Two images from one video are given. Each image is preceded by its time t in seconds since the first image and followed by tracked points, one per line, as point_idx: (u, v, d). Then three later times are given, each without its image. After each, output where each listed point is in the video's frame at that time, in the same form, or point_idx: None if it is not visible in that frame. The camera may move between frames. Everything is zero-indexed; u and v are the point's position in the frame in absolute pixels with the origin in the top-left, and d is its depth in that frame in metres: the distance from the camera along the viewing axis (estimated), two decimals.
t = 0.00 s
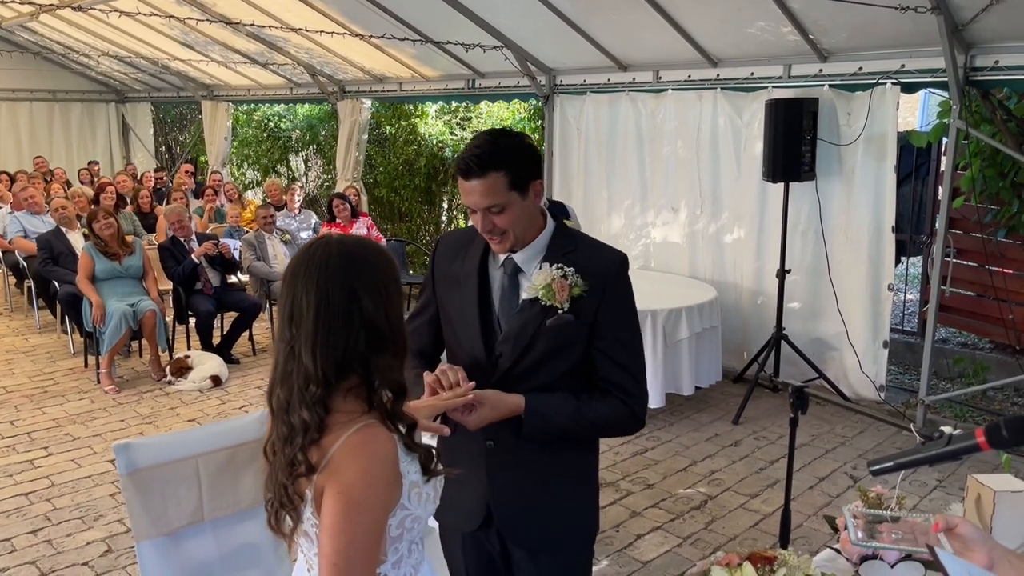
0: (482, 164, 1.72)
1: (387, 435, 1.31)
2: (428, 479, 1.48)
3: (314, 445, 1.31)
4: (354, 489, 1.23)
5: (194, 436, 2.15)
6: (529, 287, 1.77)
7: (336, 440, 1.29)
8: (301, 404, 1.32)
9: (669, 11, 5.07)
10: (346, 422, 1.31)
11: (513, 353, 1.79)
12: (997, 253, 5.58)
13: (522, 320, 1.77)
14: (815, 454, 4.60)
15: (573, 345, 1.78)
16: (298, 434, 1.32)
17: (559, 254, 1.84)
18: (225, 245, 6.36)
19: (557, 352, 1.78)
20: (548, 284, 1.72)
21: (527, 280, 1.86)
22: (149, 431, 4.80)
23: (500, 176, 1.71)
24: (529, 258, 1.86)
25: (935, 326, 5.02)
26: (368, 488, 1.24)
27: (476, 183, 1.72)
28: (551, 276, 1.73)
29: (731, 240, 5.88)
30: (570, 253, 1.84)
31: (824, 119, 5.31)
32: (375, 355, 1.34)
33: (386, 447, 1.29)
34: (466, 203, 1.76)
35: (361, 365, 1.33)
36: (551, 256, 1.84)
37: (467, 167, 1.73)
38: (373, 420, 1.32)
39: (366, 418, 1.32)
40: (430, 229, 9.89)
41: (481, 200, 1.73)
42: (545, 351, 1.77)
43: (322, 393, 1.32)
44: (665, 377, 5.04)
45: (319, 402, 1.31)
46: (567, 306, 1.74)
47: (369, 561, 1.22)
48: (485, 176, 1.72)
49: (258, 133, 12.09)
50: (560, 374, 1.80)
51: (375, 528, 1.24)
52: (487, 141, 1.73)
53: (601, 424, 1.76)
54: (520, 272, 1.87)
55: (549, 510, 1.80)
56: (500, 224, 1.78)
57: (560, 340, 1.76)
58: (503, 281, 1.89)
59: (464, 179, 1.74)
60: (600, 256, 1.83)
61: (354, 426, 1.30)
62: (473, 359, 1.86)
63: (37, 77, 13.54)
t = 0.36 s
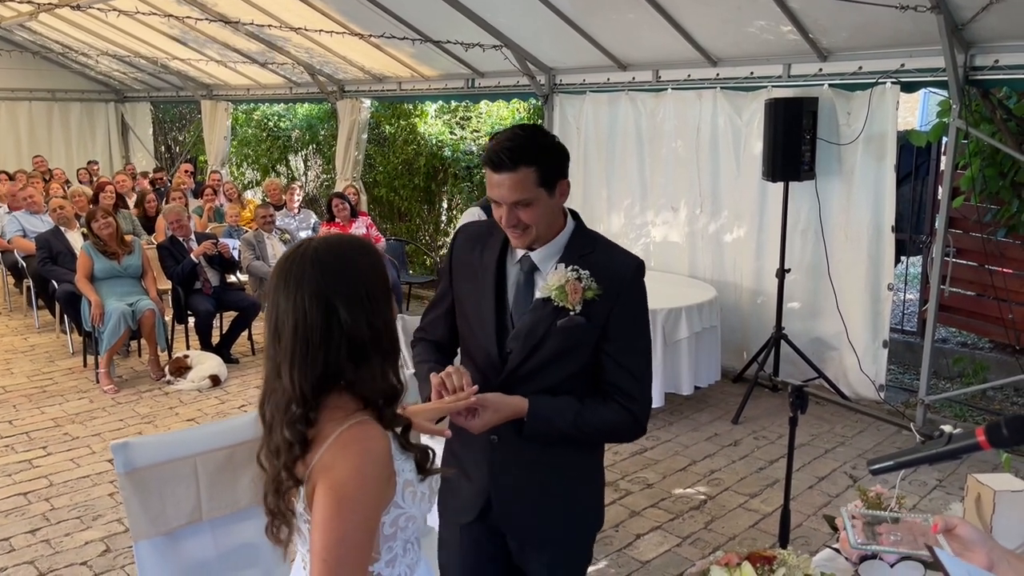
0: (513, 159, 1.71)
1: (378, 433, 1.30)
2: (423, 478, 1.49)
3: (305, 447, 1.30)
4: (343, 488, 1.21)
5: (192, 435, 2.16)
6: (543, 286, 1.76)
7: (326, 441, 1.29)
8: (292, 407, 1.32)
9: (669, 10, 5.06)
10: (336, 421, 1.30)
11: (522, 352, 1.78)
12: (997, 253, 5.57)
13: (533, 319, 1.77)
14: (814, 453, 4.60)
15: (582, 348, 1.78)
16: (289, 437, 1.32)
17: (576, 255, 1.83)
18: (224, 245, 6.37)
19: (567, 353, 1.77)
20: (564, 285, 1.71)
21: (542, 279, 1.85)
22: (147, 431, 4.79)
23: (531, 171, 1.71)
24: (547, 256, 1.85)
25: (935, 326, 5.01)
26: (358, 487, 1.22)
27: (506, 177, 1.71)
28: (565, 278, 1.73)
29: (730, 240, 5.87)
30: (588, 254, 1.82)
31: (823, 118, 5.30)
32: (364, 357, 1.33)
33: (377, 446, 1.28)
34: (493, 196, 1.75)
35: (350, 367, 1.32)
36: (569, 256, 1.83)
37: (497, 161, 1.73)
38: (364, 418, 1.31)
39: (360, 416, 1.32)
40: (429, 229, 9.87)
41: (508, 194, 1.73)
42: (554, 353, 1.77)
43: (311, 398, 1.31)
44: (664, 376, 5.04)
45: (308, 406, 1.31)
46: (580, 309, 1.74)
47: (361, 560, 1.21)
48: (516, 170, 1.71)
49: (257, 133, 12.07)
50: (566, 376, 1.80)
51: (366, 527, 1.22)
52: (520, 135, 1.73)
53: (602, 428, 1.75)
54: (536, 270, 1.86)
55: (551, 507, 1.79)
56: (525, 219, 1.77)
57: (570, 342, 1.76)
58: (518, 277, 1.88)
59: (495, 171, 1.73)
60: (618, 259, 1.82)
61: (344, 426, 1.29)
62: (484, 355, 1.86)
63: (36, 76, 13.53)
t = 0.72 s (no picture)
0: (524, 156, 1.69)
1: (371, 428, 1.28)
2: (418, 479, 1.47)
3: (300, 444, 1.30)
4: (334, 485, 1.20)
5: (190, 434, 2.17)
6: (543, 281, 1.75)
7: (319, 438, 1.28)
8: (286, 404, 1.32)
9: (669, 9, 5.06)
10: (328, 419, 1.29)
11: (525, 349, 1.75)
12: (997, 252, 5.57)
13: (535, 317, 1.74)
14: (815, 453, 4.59)
15: (578, 341, 1.80)
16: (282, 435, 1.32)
17: (565, 250, 1.86)
18: (224, 244, 6.37)
19: (566, 347, 1.79)
20: (571, 280, 1.72)
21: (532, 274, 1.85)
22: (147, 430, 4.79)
23: (541, 170, 1.71)
24: (536, 251, 1.86)
25: (935, 326, 5.01)
26: (349, 483, 1.20)
27: (520, 173, 1.69)
28: (569, 272, 1.74)
29: (731, 239, 5.87)
30: (574, 249, 1.87)
31: (824, 117, 5.29)
32: (355, 357, 1.32)
33: (369, 441, 1.26)
34: (501, 193, 1.72)
35: (342, 366, 1.32)
36: (557, 252, 1.85)
37: (509, 156, 1.69)
38: (357, 414, 1.30)
39: (355, 410, 1.30)
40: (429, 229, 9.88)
41: (517, 190, 1.71)
42: (552, 347, 1.77)
43: (303, 398, 1.31)
44: (664, 376, 5.03)
45: (300, 405, 1.31)
46: (580, 302, 1.75)
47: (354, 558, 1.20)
48: (528, 167, 1.70)
49: (257, 132, 12.06)
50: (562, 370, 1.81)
51: (359, 526, 1.21)
52: (527, 132, 1.71)
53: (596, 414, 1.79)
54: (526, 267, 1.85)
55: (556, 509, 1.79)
56: (530, 216, 1.77)
57: (569, 335, 1.77)
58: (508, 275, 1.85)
59: (505, 167, 1.70)
60: (601, 251, 1.87)
61: (336, 422, 1.27)
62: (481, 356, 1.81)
63: (36, 75, 13.52)
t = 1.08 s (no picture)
0: (505, 152, 1.74)
1: (346, 427, 1.23)
2: (408, 482, 1.45)
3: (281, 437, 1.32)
4: (300, 484, 1.16)
5: (192, 433, 2.19)
6: (519, 271, 1.85)
7: (296, 435, 1.26)
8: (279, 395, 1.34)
9: (670, 8, 5.06)
10: (308, 415, 1.26)
11: (517, 340, 1.84)
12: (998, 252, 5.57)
13: (523, 306, 1.85)
14: (816, 452, 4.60)
15: (549, 325, 1.92)
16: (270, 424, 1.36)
17: (522, 237, 1.97)
18: (226, 243, 6.39)
19: (542, 331, 1.90)
20: (549, 267, 1.84)
21: (500, 266, 1.92)
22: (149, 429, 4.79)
23: (520, 165, 1.77)
24: (497, 244, 1.93)
25: (936, 325, 5.01)
26: (313, 481, 1.16)
27: (507, 167, 1.75)
28: (547, 258, 1.86)
29: (732, 238, 5.87)
30: (526, 234, 1.98)
31: (824, 116, 5.29)
32: (326, 348, 1.30)
33: (341, 439, 1.21)
34: (488, 188, 1.74)
35: (323, 360, 1.31)
36: (516, 242, 1.94)
37: (493, 153, 1.73)
38: (332, 410, 1.27)
39: (339, 410, 1.27)
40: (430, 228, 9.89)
41: (505, 185, 1.75)
42: (533, 335, 1.87)
43: (286, 385, 1.34)
44: (664, 375, 5.04)
45: (281, 394, 1.34)
46: (551, 285, 1.89)
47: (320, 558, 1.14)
48: (511, 160, 1.76)
49: (258, 131, 12.06)
50: (541, 357, 1.90)
51: (324, 525, 1.15)
52: (499, 128, 1.76)
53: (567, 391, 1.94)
54: (493, 260, 1.91)
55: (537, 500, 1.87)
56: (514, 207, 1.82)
57: (543, 320, 1.88)
58: (480, 272, 1.89)
59: (491, 164, 1.73)
60: (550, 235, 2.01)
61: (310, 417, 1.25)
62: (477, 357, 1.81)
63: (37, 74, 13.52)
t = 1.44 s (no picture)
0: (514, 148, 1.82)
1: (325, 413, 1.24)
2: (399, 476, 1.38)
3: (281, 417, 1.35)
4: (273, 469, 1.19)
5: (201, 424, 2.22)
6: (520, 259, 1.96)
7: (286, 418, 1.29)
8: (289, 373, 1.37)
9: (672, 5, 5.07)
10: (304, 396, 1.28)
11: (519, 329, 1.94)
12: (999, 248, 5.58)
13: (523, 296, 1.95)
14: (818, 447, 4.62)
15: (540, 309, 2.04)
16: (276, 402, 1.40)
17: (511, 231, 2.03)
18: (228, 240, 6.42)
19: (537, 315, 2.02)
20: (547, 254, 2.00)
21: (499, 259, 1.99)
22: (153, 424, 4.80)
23: (527, 161, 1.85)
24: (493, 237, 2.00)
25: (937, 321, 5.02)
26: (285, 468, 1.18)
27: (516, 164, 1.82)
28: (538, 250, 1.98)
29: (734, 235, 5.89)
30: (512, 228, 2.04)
31: (826, 113, 5.31)
32: (338, 336, 1.32)
33: (315, 426, 1.22)
34: (502, 183, 1.80)
35: (331, 346, 1.33)
36: (507, 235, 2.03)
37: (505, 149, 1.80)
38: (327, 396, 1.28)
39: (334, 398, 1.29)
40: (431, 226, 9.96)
41: (516, 179, 1.83)
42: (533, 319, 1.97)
43: (296, 366, 1.37)
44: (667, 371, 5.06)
45: (290, 375, 1.36)
46: (543, 270, 2.03)
47: (291, 543, 1.17)
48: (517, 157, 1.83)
49: (260, 129, 12.08)
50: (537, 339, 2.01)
51: (297, 512, 1.18)
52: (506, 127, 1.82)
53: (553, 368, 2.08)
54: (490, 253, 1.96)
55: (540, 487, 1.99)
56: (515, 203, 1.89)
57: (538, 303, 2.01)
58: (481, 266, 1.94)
59: (504, 160, 1.80)
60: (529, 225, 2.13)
61: (301, 400, 1.28)
62: (491, 346, 1.87)
63: (39, 73, 13.54)
